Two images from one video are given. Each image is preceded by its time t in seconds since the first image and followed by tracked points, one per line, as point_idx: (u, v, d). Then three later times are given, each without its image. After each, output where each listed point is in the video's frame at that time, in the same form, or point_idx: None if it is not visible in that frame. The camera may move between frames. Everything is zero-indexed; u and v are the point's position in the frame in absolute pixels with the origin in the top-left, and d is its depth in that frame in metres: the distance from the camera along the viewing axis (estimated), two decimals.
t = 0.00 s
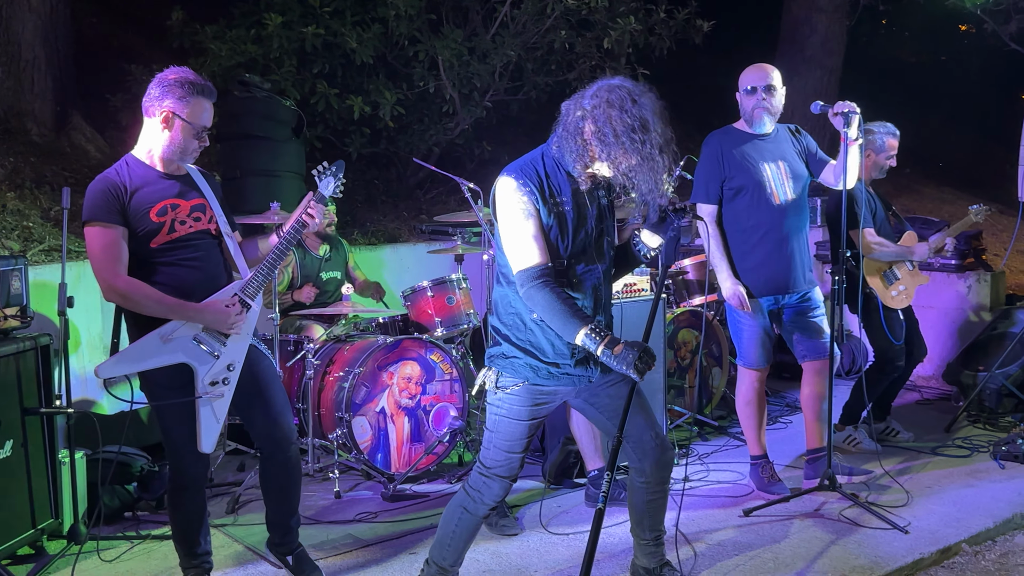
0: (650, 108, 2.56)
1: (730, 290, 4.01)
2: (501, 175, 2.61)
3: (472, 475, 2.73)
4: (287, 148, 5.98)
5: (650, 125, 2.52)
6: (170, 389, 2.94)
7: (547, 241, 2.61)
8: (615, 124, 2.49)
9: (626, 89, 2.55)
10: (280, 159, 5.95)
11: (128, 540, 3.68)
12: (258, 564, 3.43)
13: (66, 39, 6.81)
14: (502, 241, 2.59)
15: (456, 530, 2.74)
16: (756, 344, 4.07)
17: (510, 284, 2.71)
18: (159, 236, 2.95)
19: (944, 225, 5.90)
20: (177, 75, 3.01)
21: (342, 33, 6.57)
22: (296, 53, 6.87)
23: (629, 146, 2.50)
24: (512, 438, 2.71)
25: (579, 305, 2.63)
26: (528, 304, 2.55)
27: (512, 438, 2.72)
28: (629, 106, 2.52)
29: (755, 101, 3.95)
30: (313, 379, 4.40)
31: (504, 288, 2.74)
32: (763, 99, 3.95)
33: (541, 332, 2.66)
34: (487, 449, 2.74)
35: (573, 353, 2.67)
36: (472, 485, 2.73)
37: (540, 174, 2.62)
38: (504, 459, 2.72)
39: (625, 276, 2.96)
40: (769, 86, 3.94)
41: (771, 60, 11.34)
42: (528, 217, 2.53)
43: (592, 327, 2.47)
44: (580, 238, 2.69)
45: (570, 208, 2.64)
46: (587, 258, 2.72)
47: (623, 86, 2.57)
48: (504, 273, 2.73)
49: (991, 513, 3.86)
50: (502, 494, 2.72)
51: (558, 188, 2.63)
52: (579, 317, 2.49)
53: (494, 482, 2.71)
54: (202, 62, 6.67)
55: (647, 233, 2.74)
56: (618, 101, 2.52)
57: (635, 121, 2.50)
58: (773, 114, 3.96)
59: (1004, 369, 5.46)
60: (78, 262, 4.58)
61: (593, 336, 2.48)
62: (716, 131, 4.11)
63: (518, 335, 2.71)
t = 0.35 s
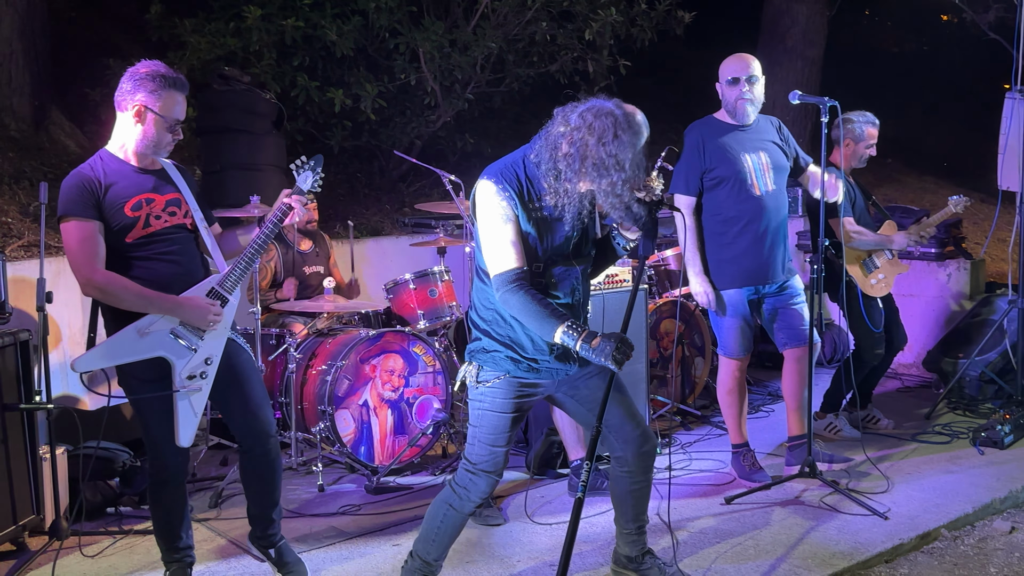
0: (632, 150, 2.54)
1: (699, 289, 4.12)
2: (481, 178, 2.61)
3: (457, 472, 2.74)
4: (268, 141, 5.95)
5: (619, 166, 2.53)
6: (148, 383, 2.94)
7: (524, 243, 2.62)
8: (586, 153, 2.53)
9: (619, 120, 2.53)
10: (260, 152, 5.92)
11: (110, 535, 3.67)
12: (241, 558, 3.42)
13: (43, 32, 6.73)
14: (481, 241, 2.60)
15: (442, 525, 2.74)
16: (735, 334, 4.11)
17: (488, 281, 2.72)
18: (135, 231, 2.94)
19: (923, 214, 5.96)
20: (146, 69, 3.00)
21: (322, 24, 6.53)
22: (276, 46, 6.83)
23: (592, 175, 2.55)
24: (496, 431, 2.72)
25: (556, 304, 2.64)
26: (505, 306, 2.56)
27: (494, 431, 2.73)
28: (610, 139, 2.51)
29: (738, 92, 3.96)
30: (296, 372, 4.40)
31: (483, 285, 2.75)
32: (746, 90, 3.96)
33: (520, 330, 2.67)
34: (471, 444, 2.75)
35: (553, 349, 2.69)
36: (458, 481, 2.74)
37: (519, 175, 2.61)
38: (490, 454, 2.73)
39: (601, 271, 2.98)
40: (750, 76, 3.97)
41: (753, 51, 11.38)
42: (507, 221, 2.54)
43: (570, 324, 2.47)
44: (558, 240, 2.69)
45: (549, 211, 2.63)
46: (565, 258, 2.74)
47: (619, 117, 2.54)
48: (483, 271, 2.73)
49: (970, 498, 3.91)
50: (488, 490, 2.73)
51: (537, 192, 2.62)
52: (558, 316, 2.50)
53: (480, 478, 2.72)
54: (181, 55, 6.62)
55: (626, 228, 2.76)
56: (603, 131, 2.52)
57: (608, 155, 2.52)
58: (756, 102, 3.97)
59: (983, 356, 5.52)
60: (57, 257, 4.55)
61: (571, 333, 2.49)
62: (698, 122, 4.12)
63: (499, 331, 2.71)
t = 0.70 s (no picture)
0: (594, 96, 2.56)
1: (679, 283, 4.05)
2: (464, 156, 2.61)
3: (437, 456, 2.74)
4: (255, 134, 5.93)
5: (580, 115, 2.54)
6: (129, 376, 2.92)
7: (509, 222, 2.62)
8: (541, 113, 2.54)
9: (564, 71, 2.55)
10: (248, 145, 5.90)
11: (97, 530, 3.66)
12: (228, 552, 3.41)
13: (28, 24, 6.68)
14: (464, 222, 2.59)
15: (423, 512, 2.75)
16: (724, 324, 4.10)
17: (472, 265, 2.72)
18: (117, 223, 2.92)
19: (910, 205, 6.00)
20: (126, 64, 2.96)
21: (309, 17, 6.49)
22: (263, 38, 6.79)
23: (554, 134, 2.56)
24: (476, 418, 2.73)
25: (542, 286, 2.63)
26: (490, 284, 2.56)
27: (475, 418, 2.73)
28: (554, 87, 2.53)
29: (734, 84, 3.93)
30: (283, 365, 4.37)
31: (468, 270, 2.75)
32: (741, 83, 3.93)
33: (504, 315, 2.67)
34: (451, 430, 2.75)
35: (536, 334, 2.69)
36: (438, 465, 2.75)
37: (503, 156, 2.61)
38: (469, 439, 2.73)
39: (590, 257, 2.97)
40: (746, 68, 3.93)
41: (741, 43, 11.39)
42: (490, 199, 2.53)
43: (553, 306, 2.48)
44: (543, 218, 2.69)
45: (531, 188, 2.63)
46: (551, 238, 2.73)
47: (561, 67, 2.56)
48: (468, 254, 2.72)
49: (956, 488, 3.93)
50: (466, 473, 2.73)
51: (518, 168, 2.62)
52: (541, 297, 2.49)
53: (459, 463, 2.72)
54: (167, 48, 6.57)
55: (609, 212, 2.74)
56: (549, 83, 2.52)
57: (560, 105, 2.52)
58: (751, 94, 3.95)
59: (970, 347, 5.55)
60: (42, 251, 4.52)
61: (555, 315, 2.49)
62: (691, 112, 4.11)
63: (482, 317, 2.71)
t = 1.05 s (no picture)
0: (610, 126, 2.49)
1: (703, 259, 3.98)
2: (467, 159, 2.59)
3: (440, 457, 2.75)
4: (254, 132, 5.93)
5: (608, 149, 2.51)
6: (125, 372, 2.93)
7: (510, 228, 2.61)
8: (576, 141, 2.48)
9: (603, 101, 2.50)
10: (248, 143, 5.89)
11: (96, 527, 3.67)
12: (226, 550, 3.41)
13: (28, 21, 6.67)
14: (465, 224, 2.58)
15: (424, 512, 2.75)
16: (728, 322, 4.09)
17: (472, 267, 2.71)
18: (117, 221, 2.92)
19: (908, 203, 6.01)
20: (127, 62, 2.95)
21: (309, 15, 6.49)
22: (262, 36, 6.78)
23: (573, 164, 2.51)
24: (476, 419, 2.73)
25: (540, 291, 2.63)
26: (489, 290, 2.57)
27: (476, 419, 2.73)
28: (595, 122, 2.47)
29: (736, 82, 3.92)
30: (282, 363, 4.36)
31: (468, 271, 2.74)
32: (744, 82, 3.92)
33: (504, 317, 2.67)
34: (453, 431, 2.75)
35: (537, 336, 2.69)
36: (440, 467, 2.75)
37: (505, 158, 2.60)
38: (470, 441, 2.73)
39: (589, 256, 2.97)
40: (749, 67, 3.92)
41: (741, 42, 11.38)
42: (492, 205, 2.52)
43: (552, 310, 2.48)
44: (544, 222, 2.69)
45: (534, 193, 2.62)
46: (553, 243, 2.73)
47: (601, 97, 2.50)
48: (468, 255, 2.72)
49: (954, 487, 3.94)
50: (470, 476, 2.74)
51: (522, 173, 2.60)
52: (541, 301, 2.50)
53: (460, 465, 2.73)
54: (167, 45, 6.56)
55: (607, 216, 2.76)
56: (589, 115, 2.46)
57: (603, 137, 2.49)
58: (754, 93, 3.94)
59: (969, 346, 5.55)
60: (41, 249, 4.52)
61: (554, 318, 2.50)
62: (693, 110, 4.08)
63: (483, 318, 2.71)
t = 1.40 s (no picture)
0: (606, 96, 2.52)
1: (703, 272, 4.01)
2: (462, 168, 2.60)
3: (442, 462, 2.74)
4: (259, 136, 5.95)
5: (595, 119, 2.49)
6: (125, 374, 2.93)
7: (507, 233, 2.62)
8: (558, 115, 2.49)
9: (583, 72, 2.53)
10: (252, 146, 5.91)
11: (98, 529, 3.68)
12: (227, 553, 3.41)
13: (34, 25, 6.70)
14: (462, 231, 2.59)
15: (425, 516, 2.75)
16: (730, 328, 4.09)
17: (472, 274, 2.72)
18: (121, 223, 2.93)
19: (912, 209, 6.01)
20: (133, 66, 2.97)
21: (314, 18, 6.51)
22: (268, 39, 6.81)
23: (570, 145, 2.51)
24: (482, 424, 2.72)
25: (539, 296, 2.63)
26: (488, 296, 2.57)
27: (481, 424, 2.73)
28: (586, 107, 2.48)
29: (736, 92, 3.90)
30: (285, 366, 4.39)
31: (469, 278, 2.75)
32: (744, 91, 3.91)
33: (506, 322, 2.67)
34: (456, 436, 2.75)
35: (541, 342, 2.69)
36: (441, 471, 2.75)
37: (501, 164, 2.60)
38: (474, 445, 2.73)
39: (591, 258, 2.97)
40: (749, 77, 3.89)
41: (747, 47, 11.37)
42: (488, 210, 2.52)
43: (552, 316, 2.48)
44: (542, 226, 2.69)
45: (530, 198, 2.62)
46: (551, 247, 2.73)
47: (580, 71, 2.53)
48: (467, 263, 2.72)
49: (957, 492, 3.92)
50: (470, 480, 2.73)
51: (518, 179, 2.61)
52: (539, 308, 2.50)
53: (463, 469, 2.72)
54: (172, 49, 6.59)
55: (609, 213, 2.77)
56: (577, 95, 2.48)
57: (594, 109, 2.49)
58: (754, 102, 3.93)
59: (974, 351, 5.54)
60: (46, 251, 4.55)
61: (553, 325, 2.49)
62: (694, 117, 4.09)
63: (486, 325, 2.71)
